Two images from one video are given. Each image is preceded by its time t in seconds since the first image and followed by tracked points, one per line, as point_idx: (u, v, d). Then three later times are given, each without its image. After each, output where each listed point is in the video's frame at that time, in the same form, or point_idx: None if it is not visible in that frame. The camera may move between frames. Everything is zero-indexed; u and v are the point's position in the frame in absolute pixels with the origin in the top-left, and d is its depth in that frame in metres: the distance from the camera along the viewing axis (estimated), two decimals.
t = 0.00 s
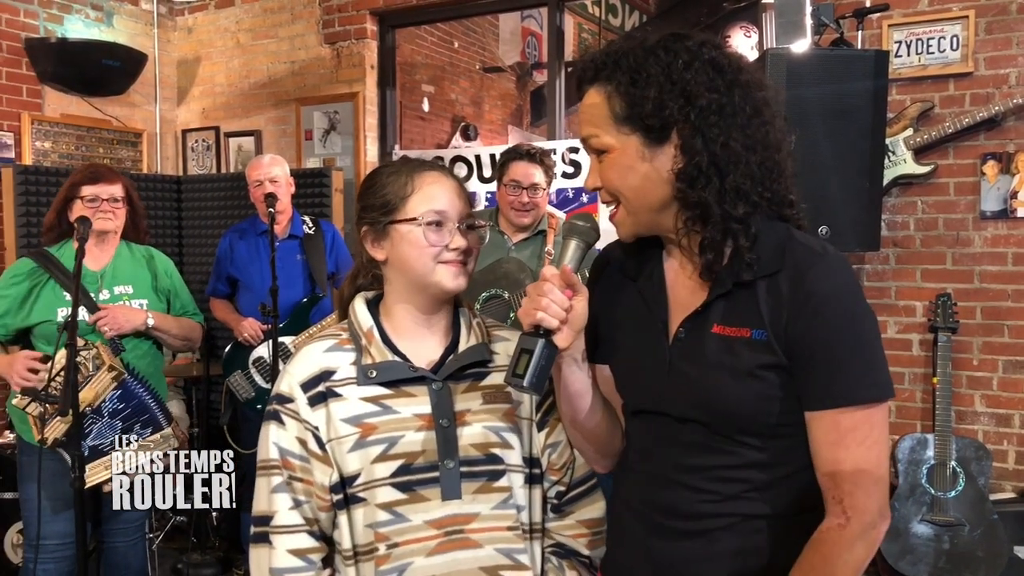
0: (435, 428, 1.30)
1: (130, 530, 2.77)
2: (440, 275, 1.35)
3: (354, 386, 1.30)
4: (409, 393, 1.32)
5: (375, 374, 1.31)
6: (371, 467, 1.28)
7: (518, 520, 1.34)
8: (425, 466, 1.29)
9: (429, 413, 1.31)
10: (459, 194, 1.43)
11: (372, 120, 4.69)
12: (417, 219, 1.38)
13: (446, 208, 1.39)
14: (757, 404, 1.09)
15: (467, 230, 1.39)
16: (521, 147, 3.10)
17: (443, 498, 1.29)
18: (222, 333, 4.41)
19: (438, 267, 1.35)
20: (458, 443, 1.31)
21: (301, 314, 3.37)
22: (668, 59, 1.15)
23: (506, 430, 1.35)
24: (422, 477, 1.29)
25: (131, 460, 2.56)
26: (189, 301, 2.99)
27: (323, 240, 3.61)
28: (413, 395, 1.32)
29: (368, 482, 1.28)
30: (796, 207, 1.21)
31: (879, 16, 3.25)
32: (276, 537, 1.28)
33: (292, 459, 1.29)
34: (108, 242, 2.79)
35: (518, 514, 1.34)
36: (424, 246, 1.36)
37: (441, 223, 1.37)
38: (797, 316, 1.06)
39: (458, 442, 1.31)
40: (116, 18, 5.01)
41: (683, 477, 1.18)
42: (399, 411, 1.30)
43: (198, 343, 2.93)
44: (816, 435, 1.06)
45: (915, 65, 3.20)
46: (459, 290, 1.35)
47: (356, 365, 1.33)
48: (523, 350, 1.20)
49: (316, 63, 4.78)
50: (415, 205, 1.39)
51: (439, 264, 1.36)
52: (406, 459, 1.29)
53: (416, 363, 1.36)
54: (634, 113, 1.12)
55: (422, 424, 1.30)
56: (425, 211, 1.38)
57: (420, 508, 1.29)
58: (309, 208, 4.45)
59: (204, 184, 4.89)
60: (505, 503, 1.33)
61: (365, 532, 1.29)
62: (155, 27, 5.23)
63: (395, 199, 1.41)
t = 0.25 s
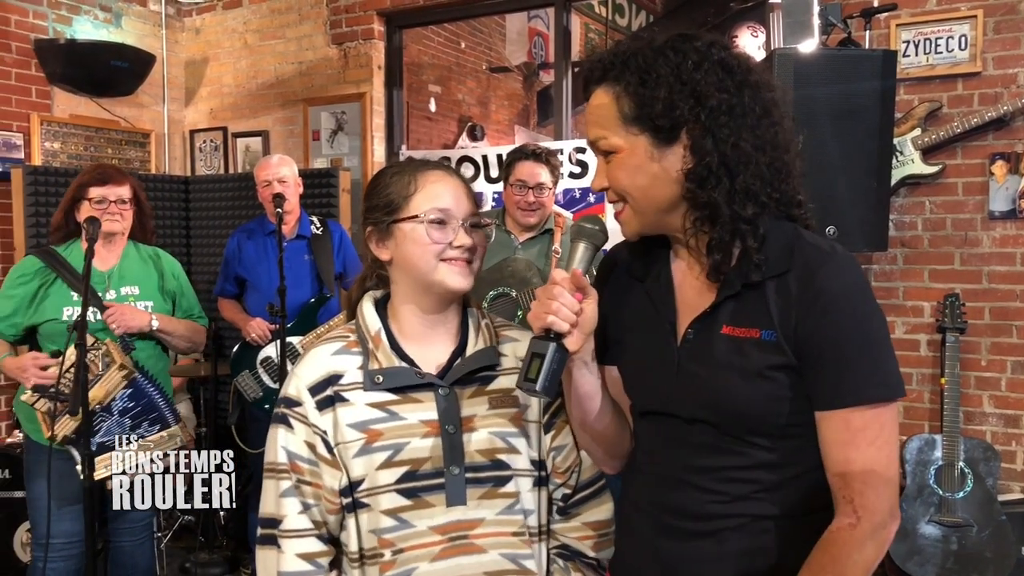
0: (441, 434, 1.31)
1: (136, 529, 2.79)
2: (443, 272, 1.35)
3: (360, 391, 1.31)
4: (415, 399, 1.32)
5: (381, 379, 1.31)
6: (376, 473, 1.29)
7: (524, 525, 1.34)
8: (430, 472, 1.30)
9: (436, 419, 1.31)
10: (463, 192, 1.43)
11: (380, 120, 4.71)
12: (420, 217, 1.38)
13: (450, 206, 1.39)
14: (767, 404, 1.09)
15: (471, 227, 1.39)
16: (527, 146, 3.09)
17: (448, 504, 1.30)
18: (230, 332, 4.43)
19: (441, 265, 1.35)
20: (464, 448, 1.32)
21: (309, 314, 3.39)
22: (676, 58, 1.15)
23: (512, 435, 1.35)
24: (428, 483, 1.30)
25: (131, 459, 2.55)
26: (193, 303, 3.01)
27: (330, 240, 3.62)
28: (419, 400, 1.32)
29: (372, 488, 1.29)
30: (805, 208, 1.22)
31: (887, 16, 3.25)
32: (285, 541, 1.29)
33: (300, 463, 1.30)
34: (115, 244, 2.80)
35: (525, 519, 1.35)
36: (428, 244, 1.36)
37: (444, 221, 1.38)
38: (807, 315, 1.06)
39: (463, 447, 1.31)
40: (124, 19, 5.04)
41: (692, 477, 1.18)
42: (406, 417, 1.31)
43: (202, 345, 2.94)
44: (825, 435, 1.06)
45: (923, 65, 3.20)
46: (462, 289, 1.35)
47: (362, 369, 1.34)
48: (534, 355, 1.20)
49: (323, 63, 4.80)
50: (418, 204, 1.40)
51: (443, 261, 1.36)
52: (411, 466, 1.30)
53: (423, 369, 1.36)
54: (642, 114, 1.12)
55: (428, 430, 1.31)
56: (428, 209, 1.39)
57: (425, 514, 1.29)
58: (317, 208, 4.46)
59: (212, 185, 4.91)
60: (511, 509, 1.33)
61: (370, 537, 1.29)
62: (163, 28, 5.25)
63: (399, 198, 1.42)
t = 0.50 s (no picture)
0: (447, 434, 1.31)
1: (141, 529, 2.80)
2: (449, 274, 1.36)
3: (367, 391, 1.32)
4: (422, 399, 1.33)
5: (388, 379, 1.32)
6: (382, 473, 1.29)
7: (529, 526, 1.35)
8: (435, 472, 1.31)
9: (442, 419, 1.32)
10: (471, 192, 1.43)
11: (386, 120, 4.70)
12: (427, 217, 1.39)
13: (458, 207, 1.40)
14: (781, 405, 1.10)
15: (479, 228, 1.40)
16: (532, 147, 3.10)
17: (453, 505, 1.31)
18: (238, 332, 4.45)
19: (447, 266, 1.36)
20: (469, 448, 1.32)
21: (317, 315, 3.41)
22: (700, 54, 1.16)
23: (519, 437, 1.36)
24: (433, 483, 1.30)
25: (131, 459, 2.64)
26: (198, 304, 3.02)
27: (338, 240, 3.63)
28: (426, 401, 1.33)
29: (378, 487, 1.29)
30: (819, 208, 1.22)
31: (895, 15, 3.24)
32: (292, 538, 1.30)
33: (307, 461, 1.31)
34: (123, 244, 2.82)
35: (530, 520, 1.35)
36: (435, 244, 1.37)
37: (452, 222, 1.39)
38: (822, 316, 1.07)
39: (469, 448, 1.32)
40: (133, 20, 5.06)
41: (704, 477, 1.18)
42: (412, 417, 1.31)
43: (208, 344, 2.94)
44: (837, 436, 1.07)
45: (930, 64, 3.19)
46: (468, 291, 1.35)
47: (370, 369, 1.34)
48: (553, 361, 1.21)
49: (330, 64, 4.81)
50: (426, 204, 1.40)
51: (449, 262, 1.36)
52: (416, 466, 1.30)
53: (430, 369, 1.36)
54: (666, 109, 1.12)
55: (434, 430, 1.31)
56: (436, 210, 1.39)
57: (429, 514, 1.30)
58: (324, 208, 4.48)
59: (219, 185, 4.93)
60: (516, 510, 1.34)
61: (375, 536, 1.30)
62: (171, 29, 5.27)
63: (407, 199, 1.42)
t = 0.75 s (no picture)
0: (456, 429, 1.31)
1: (145, 528, 2.81)
2: (458, 275, 1.36)
3: (378, 384, 1.31)
4: (432, 394, 1.32)
5: (398, 373, 1.31)
6: (391, 466, 1.29)
7: (536, 522, 1.35)
8: (444, 466, 1.31)
9: (451, 414, 1.32)
10: (481, 191, 1.43)
11: (391, 120, 4.70)
12: (436, 219, 1.39)
13: (468, 207, 1.39)
14: (799, 413, 1.09)
15: (489, 228, 1.39)
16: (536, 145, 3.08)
17: (461, 499, 1.31)
18: (243, 332, 4.45)
19: (456, 268, 1.36)
20: (479, 444, 1.32)
21: (321, 313, 3.41)
22: (728, 50, 1.15)
23: (528, 432, 1.36)
24: (442, 477, 1.31)
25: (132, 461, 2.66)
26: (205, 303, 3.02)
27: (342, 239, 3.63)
28: (436, 395, 1.32)
29: (388, 481, 1.30)
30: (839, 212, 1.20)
31: (901, 14, 3.23)
32: (300, 530, 1.30)
33: (316, 455, 1.31)
34: (127, 244, 2.82)
35: (537, 516, 1.36)
36: (445, 245, 1.37)
37: (462, 223, 1.38)
38: (843, 325, 1.06)
39: (478, 443, 1.32)
40: (138, 20, 5.07)
41: (714, 480, 1.18)
42: (422, 411, 1.31)
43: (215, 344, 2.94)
44: (854, 445, 1.07)
45: (936, 63, 3.18)
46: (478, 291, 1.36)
47: (380, 363, 1.34)
48: (570, 357, 1.20)
49: (335, 63, 4.82)
50: (437, 205, 1.40)
51: (459, 263, 1.37)
52: (426, 460, 1.30)
53: (440, 363, 1.37)
54: (694, 107, 1.12)
55: (442, 425, 1.31)
56: (446, 211, 1.39)
57: (438, 508, 1.30)
58: (329, 208, 4.48)
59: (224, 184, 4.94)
60: (524, 506, 1.34)
61: (384, 529, 1.30)
62: (176, 28, 5.28)
63: (417, 199, 1.42)
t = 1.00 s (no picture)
0: (477, 420, 1.32)
1: (147, 524, 2.81)
2: (473, 280, 1.36)
3: (399, 375, 1.32)
4: (451, 385, 1.33)
5: (420, 364, 1.32)
6: (414, 455, 1.29)
7: (554, 515, 1.35)
8: (466, 456, 1.31)
9: (472, 405, 1.32)
10: (495, 194, 1.42)
11: (396, 120, 4.71)
12: (450, 227, 1.38)
13: (480, 212, 1.38)
14: (811, 413, 1.09)
15: (503, 230, 1.39)
16: (541, 142, 3.08)
17: (481, 489, 1.31)
18: (247, 331, 4.46)
19: (470, 273, 1.36)
20: (500, 435, 1.33)
21: (326, 312, 3.41)
22: (743, 49, 1.15)
23: (546, 425, 1.36)
24: (463, 467, 1.31)
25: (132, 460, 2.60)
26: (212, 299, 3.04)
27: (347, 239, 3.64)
28: (455, 387, 1.33)
29: (411, 470, 1.29)
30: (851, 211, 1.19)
31: (907, 13, 3.22)
32: (326, 518, 1.30)
33: (338, 446, 1.31)
34: (133, 239, 2.82)
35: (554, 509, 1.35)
36: (458, 251, 1.36)
37: (476, 228, 1.37)
38: (857, 323, 1.06)
39: (499, 434, 1.32)
40: (143, 20, 5.09)
41: (725, 479, 1.18)
42: (443, 401, 1.31)
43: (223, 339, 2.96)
44: (868, 446, 1.06)
45: (941, 62, 3.17)
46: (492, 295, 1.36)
47: (401, 355, 1.35)
48: (587, 363, 1.19)
49: (339, 63, 4.82)
50: (452, 211, 1.39)
51: (473, 268, 1.37)
52: (448, 449, 1.30)
53: (460, 355, 1.37)
54: (705, 105, 1.11)
55: (463, 415, 1.31)
56: (460, 217, 1.38)
57: (458, 498, 1.30)
58: (333, 208, 4.48)
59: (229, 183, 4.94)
60: (542, 497, 1.34)
61: (406, 519, 1.30)
62: (181, 28, 5.29)
63: (432, 204, 1.41)
